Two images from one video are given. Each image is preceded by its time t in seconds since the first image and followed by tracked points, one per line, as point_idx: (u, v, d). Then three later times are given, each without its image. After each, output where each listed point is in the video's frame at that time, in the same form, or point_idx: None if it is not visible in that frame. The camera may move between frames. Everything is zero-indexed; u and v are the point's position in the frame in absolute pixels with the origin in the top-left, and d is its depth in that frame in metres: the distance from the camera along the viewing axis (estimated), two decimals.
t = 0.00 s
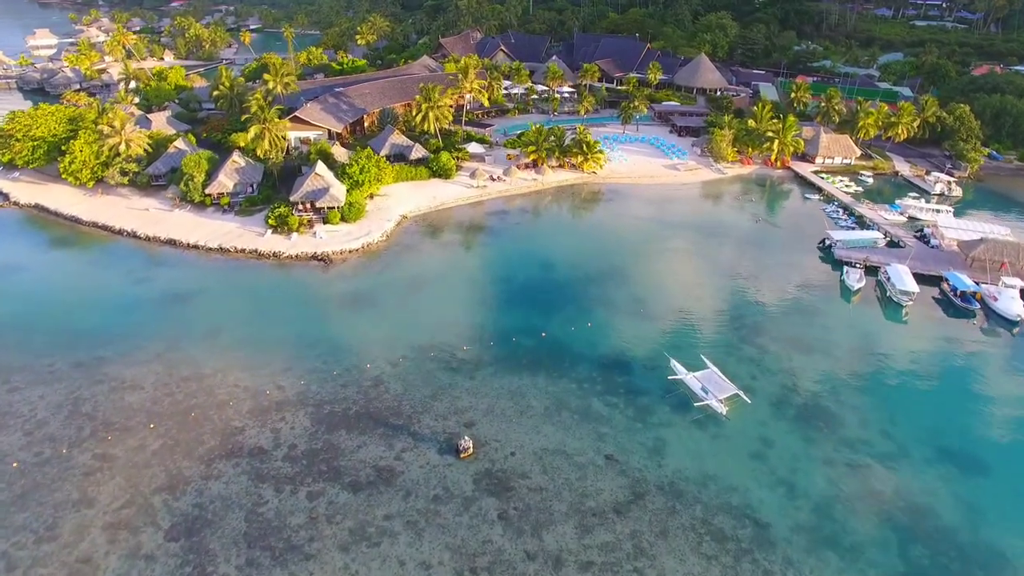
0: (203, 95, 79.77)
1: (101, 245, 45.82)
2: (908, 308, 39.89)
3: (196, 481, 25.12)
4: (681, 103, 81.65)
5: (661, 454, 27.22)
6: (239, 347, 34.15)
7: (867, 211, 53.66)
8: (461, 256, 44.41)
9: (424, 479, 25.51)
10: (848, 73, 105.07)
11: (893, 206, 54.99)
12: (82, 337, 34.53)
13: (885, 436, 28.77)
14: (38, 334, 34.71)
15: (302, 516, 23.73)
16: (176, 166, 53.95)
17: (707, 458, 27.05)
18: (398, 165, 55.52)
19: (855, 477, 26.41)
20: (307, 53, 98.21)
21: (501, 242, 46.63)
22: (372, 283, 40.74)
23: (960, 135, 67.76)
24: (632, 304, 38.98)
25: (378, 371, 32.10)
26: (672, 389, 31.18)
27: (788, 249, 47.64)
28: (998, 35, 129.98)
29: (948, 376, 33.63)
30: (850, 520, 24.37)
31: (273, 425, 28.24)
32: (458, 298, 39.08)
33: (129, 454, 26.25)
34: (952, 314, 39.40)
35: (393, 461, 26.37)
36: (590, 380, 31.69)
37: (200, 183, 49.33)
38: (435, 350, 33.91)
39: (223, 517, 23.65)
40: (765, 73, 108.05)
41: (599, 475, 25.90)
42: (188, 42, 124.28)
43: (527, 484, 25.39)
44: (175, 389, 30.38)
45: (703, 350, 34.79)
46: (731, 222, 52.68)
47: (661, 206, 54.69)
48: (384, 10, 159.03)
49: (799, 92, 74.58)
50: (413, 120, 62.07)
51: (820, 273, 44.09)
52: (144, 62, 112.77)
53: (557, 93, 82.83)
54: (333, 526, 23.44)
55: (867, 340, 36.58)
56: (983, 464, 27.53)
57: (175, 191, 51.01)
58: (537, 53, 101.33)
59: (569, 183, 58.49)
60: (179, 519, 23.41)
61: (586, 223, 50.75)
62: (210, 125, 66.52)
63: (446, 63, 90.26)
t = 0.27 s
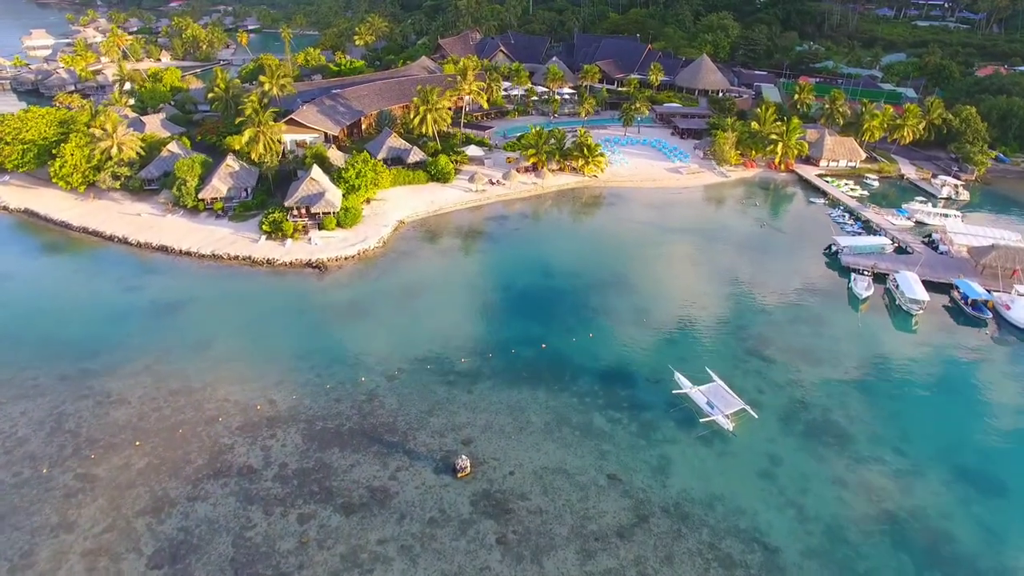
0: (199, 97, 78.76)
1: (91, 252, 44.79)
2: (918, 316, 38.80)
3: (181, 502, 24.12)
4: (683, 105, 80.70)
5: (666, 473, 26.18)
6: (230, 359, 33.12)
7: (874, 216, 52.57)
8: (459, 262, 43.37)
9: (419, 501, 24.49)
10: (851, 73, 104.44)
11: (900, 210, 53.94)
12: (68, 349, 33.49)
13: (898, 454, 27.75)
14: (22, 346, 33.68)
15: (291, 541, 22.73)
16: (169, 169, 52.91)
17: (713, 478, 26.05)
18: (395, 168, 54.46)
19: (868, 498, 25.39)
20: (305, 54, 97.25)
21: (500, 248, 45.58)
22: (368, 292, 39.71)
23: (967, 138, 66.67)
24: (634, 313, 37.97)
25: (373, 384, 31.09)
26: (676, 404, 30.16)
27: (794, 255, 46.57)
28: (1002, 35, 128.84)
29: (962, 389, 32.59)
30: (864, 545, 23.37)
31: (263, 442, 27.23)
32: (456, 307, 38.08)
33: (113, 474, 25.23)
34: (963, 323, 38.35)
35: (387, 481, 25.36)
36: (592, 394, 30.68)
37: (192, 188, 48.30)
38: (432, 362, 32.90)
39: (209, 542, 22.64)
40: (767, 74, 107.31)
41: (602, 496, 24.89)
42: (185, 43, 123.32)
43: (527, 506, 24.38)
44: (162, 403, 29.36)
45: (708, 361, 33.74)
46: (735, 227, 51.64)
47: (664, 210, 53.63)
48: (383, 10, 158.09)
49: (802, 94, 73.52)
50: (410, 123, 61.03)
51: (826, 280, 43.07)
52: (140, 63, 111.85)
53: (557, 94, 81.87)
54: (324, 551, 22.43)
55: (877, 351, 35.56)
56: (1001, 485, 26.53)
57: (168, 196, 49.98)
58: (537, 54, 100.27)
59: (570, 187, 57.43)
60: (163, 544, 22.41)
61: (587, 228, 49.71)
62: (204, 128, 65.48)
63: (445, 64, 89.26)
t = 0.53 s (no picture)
0: (196, 97, 78.01)
1: (84, 256, 44.02)
2: (925, 323, 38.03)
3: (170, 519, 23.40)
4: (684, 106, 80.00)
5: (670, 488, 25.45)
6: (222, 368, 32.35)
7: (878, 219, 51.86)
8: (457, 268, 42.60)
9: (415, 517, 23.77)
10: (852, 74, 104.00)
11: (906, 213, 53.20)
12: (57, 357, 32.73)
13: (908, 467, 27.01)
14: (10, 354, 32.92)
15: (283, 560, 22.01)
16: (164, 172, 52.15)
17: (718, 492, 25.32)
18: (393, 171, 53.71)
19: (877, 514, 24.66)
20: (304, 55, 96.52)
21: (500, 252, 44.84)
22: (365, 298, 39.00)
23: (971, 139, 65.90)
24: (636, 320, 37.22)
25: (369, 395, 30.37)
26: (680, 415, 29.42)
27: (798, 259, 45.87)
28: (1004, 36, 128.06)
29: (973, 398, 31.83)
30: (873, 563, 22.65)
31: (256, 455, 26.50)
32: (454, 314, 37.35)
33: (99, 489, 24.49)
34: (971, 330, 37.59)
35: (382, 496, 24.63)
36: (593, 405, 29.95)
37: (187, 191, 47.57)
38: (429, 371, 32.20)
39: (197, 561, 21.92)
40: (768, 74, 106.84)
41: (604, 512, 24.17)
42: (183, 43, 122.57)
43: (527, 522, 23.66)
44: (153, 414, 28.62)
45: (712, 370, 33.01)
46: (738, 230, 50.89)
47: (665, 213, 52.87)
48: (382, 11, 157.32)
49: (805, 95, 72.73)
50: (409, 125, 60.28)
51: (831, 286, 42.30)
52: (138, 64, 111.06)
53: (557, 95, 81.17)
54: (316, 571, 21.71)
55: (884, 359, 34.80)
56: (1015, 498, 25.79)
57: (162, 199, 49.23)
58: (537, 54, 99.56)
59: (570, 190, 56.64)
60: (150, 564, 21.69)
61: (587, 231, 48.96)
62: (201, 129, 64.77)
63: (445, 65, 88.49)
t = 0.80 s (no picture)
0: (190, 99, 76.78)
1: (71, 264, 42.82)
2: (937, 334, 36.83)
3: (150, 549, 22.22)
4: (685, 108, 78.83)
5: (676, 513, 24.28)
6: (210, 383, 31.16)
7: (885, 225, 50.70)
8: (455, 276, 41.42)
9: (409, 546, 22.60)
10: (855, 75, 102.89)
11: (914, 219, 52.08)
12: (38, 372, 31.52)
13: (924, 490, 25.86)
14: None
15: None
16: (154, 177, 50.90)
17: (727, 518, 24.15)
18: (389, 176, 52.54)
19: (894, 542, 23.52)
20: (300, 55, 95.30)
21: (499, 259, 43.68)
22: (359, 308, 37.84)
23: (979, 142, 64.71)
24: (638, 331, 36.06)
25: (362, 412, 29.19)
26: (686, 434, 28.24)
27: (804, 267, 44.72)
28: (1007, 36, 126.97)
29: (989, 414, 30.70)
30: None
31: (242, 478, 25.32)
32: (451, 325, 36.20)
33: (77, 516, 23.30)
34: (986, 341, 36.40)
35: (375, 523, 23.46)
36: (595, 423, 28.80)
37: (178, 197, 46.42)
38: (425, 387, 31.03)
39: None
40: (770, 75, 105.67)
41: (607, 540, 23.00)
42: (179, 44, 121.35)
43: (526, 552, 22.49)
44: (136, 433, 27.43)
45: (718, 385, 31.84)
46: (742, 236, 49.71)
47: (668, 219, 51.65)
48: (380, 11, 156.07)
49: (809, 97, 71.34)
50: (406, 128, 59.08)
51: (839, 295, 41.12)
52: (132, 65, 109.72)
53: (557, 97, 80.03)
54: None
55: (896, 372, 33.66)
56: None
57: (152, 205, 48.01)
58: (536, 55, 98.41)
59: (571, 194, 55.44)
60: None
61: (588, 238, 47.76)
62: (195, 132, 63.62)
63: (443, 66, 87.34)
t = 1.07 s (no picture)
0: (186, 101, 75.76)
1: (59, 271, 41.79)
2: (949, 346, 35.78)
3: None
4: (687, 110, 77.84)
5: (682, 538, 23.27)
6: (199, 398, 30.15)
7: (893, 231, 49.67)
8: (453, 285, 40.42)
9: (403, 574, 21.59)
10: (858, 76, 102.00)
11: (921, 224, 51.06)
12: (21, 387, 30.49)
13: (940, 513, 24.86)
14: None
15: None
16: (147, 181, 49.82)
17: (736, 543, 23.15)
18: (386, 180, 51.47)
19: (910, 569, 22.52)
20: (298, 56, 94.33)
21: (499, 267, 42.66)
22: (354, 319, 36.83)
23: (986, 145, 63.53)
24: (641, 343, 35.06)
25: (356, 429, 28.19)
26: (692, 452, 27.23)
27: (811, 275, 43.68)
28: (1011, 36, 125.90)
29: (1005, 430, 29.68)
30: None
31: (230, 500, 24.30)
32: (449, 336, 35.21)
33: (55, 542, 22.28)
34: (999, 353, 35.37)
35: (368, 549, 22.45)
36: (597, 440, 27.82)
37: (170, 203, 45.35)
38: (421, 402, 30.02)
39: None
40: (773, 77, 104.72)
41: (611, 567, 22.00)
42: (175, 45, 120.10)
43: None
44: (120, 452, 26.38)
45: (724, 400, 30.81)
46: (746, 242, 48.71)
47: (671, 224, 50.59)
48: (380, 11, 155.03)
49: (812, 98, 70.72)
50: (403, 131, 57.99)
51: (847, 304, 40.09)
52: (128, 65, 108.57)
53: (558, 99, 79.09)
54: None
55: (908, 385, 32.61)
56: None
57: (144, 210, 46.97)
58: (536, 56, 97.42)
59: (572, 199, 54.39)
60: None
61: (589, 244, 46.74)
62: (189, 135, 62.55)
63: (442, 67, 86.40)
